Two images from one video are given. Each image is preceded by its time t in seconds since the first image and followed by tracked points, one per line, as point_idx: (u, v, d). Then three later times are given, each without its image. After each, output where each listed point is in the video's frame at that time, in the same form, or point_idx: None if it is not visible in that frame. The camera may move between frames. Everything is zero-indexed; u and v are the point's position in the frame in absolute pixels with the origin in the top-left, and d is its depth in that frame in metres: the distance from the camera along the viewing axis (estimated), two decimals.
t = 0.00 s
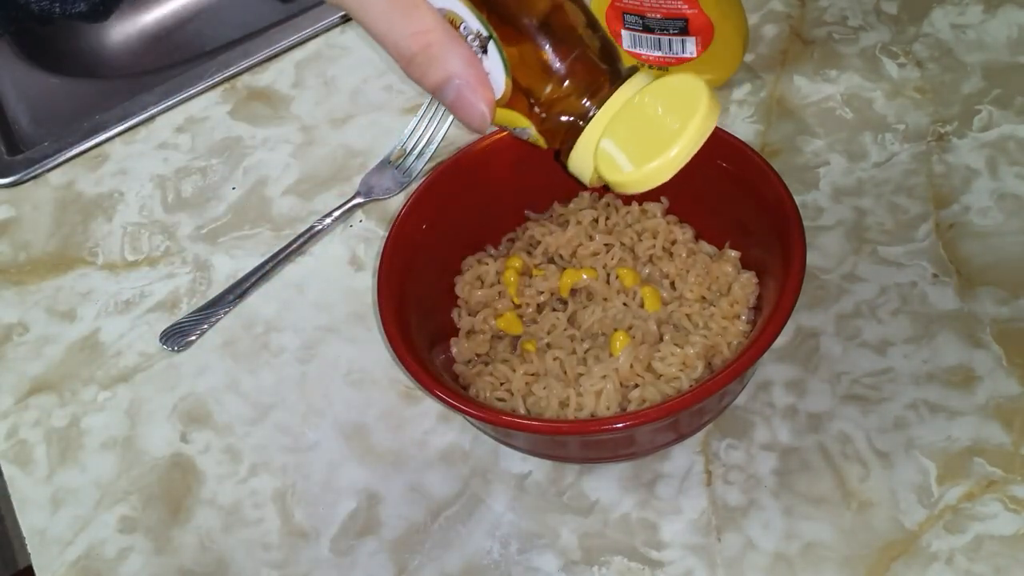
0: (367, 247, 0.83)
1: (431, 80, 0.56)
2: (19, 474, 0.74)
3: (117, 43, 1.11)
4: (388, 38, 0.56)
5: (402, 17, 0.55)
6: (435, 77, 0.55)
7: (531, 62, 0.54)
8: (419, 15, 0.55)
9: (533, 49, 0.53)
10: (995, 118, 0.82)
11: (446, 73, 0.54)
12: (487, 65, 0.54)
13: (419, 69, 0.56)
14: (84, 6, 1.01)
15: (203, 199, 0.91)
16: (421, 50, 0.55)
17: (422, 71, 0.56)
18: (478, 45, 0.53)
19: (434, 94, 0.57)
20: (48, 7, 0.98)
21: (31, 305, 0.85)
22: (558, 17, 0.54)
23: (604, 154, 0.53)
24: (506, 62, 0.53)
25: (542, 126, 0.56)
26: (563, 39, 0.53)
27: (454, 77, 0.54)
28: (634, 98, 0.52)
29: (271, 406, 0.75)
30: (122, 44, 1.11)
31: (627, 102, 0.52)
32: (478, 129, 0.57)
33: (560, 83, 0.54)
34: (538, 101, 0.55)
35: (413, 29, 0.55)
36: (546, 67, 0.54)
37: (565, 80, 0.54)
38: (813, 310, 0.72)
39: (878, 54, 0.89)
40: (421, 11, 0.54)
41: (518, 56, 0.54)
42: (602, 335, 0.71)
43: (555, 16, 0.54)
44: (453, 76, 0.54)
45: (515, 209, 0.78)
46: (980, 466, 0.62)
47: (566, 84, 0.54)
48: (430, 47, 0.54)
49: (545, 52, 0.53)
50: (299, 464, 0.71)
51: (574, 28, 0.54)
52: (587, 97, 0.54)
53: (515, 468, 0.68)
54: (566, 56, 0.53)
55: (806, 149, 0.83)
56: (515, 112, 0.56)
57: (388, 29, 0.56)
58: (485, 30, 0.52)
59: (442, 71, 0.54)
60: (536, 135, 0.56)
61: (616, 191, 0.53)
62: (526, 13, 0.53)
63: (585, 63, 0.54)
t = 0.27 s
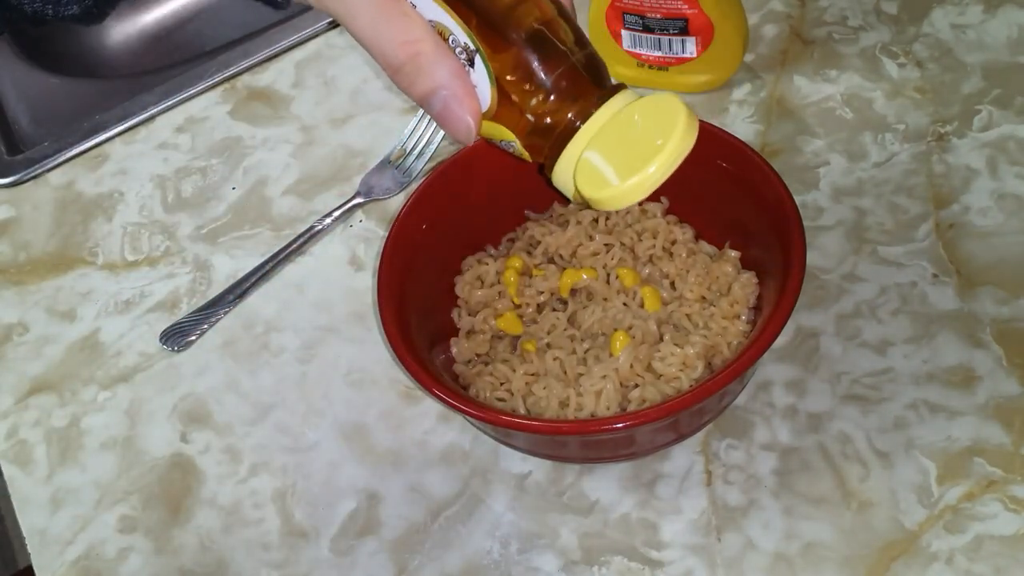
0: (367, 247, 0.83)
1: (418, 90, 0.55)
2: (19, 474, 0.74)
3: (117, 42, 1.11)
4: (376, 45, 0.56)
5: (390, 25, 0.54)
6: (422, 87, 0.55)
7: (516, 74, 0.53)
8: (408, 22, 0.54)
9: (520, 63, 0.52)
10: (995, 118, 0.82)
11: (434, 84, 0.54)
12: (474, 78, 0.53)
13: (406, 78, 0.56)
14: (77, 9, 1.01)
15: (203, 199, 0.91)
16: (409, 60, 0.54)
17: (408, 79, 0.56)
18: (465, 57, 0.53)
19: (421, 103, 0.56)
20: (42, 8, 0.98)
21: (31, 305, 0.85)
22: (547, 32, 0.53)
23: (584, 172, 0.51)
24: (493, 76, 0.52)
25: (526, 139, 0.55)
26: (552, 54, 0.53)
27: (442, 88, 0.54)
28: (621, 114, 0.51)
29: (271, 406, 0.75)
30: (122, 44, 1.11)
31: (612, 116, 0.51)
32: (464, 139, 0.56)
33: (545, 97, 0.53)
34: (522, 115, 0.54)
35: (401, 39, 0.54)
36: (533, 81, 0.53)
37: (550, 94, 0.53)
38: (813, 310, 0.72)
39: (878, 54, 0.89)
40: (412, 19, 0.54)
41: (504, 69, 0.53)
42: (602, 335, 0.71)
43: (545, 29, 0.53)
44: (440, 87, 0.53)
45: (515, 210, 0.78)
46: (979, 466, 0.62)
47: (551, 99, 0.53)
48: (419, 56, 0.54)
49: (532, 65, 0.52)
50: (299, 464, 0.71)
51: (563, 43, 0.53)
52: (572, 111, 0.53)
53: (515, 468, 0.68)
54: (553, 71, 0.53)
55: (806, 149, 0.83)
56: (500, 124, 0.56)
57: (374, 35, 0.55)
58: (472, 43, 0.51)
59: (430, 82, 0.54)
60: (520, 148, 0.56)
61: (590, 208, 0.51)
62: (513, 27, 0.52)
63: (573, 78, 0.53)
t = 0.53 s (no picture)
0: (367, 247, 0.83)
1: (407, 86, 0.55)
2: (19, 474, 0.74)
3: (117, 43, 1.11)
4: (365, 39, 0.55)
5: (380, 19, 0.53)
6: (412, 83, 0.54)
7: (504, 72, 0.53)
8: (398, 17, 0.53)
9: (508, 60, 0.53)
10: (995, 118, 0.82)
11: (424, 81, 0.53)
12: (464, 75, 0.53)
13: (395, 74, 0.55)
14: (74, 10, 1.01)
15: (203, 199, 0.91)
16: (398, 55, 0.54)
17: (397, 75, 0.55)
18: (454, 54, 0.53)
19: (411, 99, 0.56)
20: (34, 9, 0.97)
21: (31, 305, 0.85)
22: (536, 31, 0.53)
23: (569, 171, 0.52)
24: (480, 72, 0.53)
25: (512, 138, 0.55)
26: (540, 52, 0.53)
27: (432, 85, 0.53)
28: (608, 113, 0.51)
29: (271, 406, 0.75)
30: (122, 44, 1.11)
31: (598, 115, 0.51)
32: (454, 136, 0.56)
33: (533, 94, 0.53)
34: (510, 112, 0.55)
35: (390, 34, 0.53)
36: (520, 79, 0.53)
37: (538, 91, 0.53)
38: (813, 310, 0.72)
39: (878, 54, 0.89)
40: (402, 13, 0.53)
41: (492, 67, 0.53)
42: (602, 335, 0.71)
43: (534, 29, 0.53)
44: (430, 84, 0.53)
45: (515, 210, 0.78)
46: (979, 466, 0.62)
47: (539, 96, 0.53)
48: (408, 52, 0.53)
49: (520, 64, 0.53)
50: (299, 464, 0.71)
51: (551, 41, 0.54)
52: (558, 110, 0.53)
53: (515, 468, 0.68)
54: (541, 68, 0.53)
55: (806, 149, 0.83)
56: (488, 123, 0.56)
57: (363, 29, 0.55)
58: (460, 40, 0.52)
59: (419, 79, 0.53)
60: (507, 146, 0.56)
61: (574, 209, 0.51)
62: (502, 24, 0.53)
63: (560, 75, 0.53)
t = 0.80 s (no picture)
0: (367, 247, 0.83)
1: (384, 104, 0.55)
2: (19, 474, 0.74)
3: (118, 43, 1.11)
4: (346, 56, 0.55)
5: (358, 35, 0.54)
6: (388, 102, 0.54)
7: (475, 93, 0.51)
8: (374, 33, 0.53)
9: (480, 81, 0.51)
10: (995, 118, 0.82)
11: (399, 100, 0.53)
12: (437, 97, 0.52)
13: (373, 91, 0.55)
14: (59, 8, 1.00)
15: (203, 199, 0.91)
16: (375, 74, 0.54)
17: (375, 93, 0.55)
18: (428, 76, 0.51)
19: (390, 117, 0.56)
20: (18, 8, 0.97)
21: (31, 306, 0.85)
22: (512, 55, 0.51)
23: (537, 199, 0.49)
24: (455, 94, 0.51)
25: (480, 161, 0.53)
26: (515, 76, 0.51)
27: (406, 106, 0.53)
28: (580, 139, 0.49)
29: (271, 406, 0.75)
30: (122, 44, 1.11)
31: (572, 142, 0.49)
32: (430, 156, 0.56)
33: (506, 119, 0.51)
34: (480, 135, 0.53)
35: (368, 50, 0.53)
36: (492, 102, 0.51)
37: (510, 116, 0.51)
38: (813, 310, 0.72)
39: (878, 54, 0.89)
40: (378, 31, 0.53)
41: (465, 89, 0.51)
42: (602, 335, 0.71)
43: (512, 53, 0.51)
44: (405, 104, 0.53)
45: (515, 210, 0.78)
46: (979, 466, 0.62)
47: (511, 121, 0.51)
48: (384, 71, 0.53)
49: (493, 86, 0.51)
50: (299, 464, 0.71)
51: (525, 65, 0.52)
52: (529, 136, 0.51)
53: (515, 468, 0.68)
54: (514, 93, 0.51)
55: (806, 149, 0.83)
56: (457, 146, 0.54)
57: (344, 45, 0.55)
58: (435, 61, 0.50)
59: (394, 99, 0.53)
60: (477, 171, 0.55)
61: (537, 241, 0.49)
62: (478, 47, 0.51)
63: (534, 101, 0.51)
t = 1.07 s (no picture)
0: (366, 247, 0.83)
1: (331, 104, 0.54)
2: (19, 474, 0.74)
3: (118, 43, 1.11)
4: (293, 52, 0.54)
5: (309, 33, 0.53)
6: (336, 102, 0.54)
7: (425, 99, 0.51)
8: (327, 35, 0.53)
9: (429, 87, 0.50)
10: (995, 118, 0.82)
11: (347, 102, 0.53)
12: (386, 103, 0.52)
13: (320, 90, 0.55)
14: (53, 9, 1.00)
15: (203, 199, 0.91)
16: (324, 73, 0.53)
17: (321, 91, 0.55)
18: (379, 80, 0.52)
19: (334, 117, 0.55)
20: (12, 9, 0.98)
21: (31, 305, 0.85)
22: (464, 61, 0.51)
23: (480, 205, 0.50)
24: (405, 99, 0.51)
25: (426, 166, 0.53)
26: (464, 84, 0.51)
27: (354, 108, 0.53)
28: (528, 149, 0.50)
29: (270, 406, 0.75)
30: (121, 44, 1.11)
31: (518, 151, 0.50)
32: (373, 160, 0.56)
33: (454, 126, 0.51)
34: (426, 140, 0.52)
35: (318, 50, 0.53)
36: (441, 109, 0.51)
37: (458, 123, 0.51)
38: (813, 310, 0.72)
39: (878, 54, 0.89)
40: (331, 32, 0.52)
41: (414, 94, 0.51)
42: (602, 335, 0.71)
43: (462, 60, 0.51)
44: (353, 106, 0.53)
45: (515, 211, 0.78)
46: (980, 466, 0.62)
47: (458, 128, 0.51)
48: (335, 71, 0.53)
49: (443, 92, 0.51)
50: (299, 464, 0.71)
51: (479, 74, 0.52)
52: (477, 143, 0.51)
53: (515, 468, 0.68)
54: (462, 100, 0.51)
55: (806, 149, 0.83)
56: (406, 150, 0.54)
57: (292, 41, 0.54)
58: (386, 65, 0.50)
59: (342, 99, 0.53)
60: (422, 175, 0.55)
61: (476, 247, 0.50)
62: (429, 54, 0.50)
63: (484, 110, 0.51)
